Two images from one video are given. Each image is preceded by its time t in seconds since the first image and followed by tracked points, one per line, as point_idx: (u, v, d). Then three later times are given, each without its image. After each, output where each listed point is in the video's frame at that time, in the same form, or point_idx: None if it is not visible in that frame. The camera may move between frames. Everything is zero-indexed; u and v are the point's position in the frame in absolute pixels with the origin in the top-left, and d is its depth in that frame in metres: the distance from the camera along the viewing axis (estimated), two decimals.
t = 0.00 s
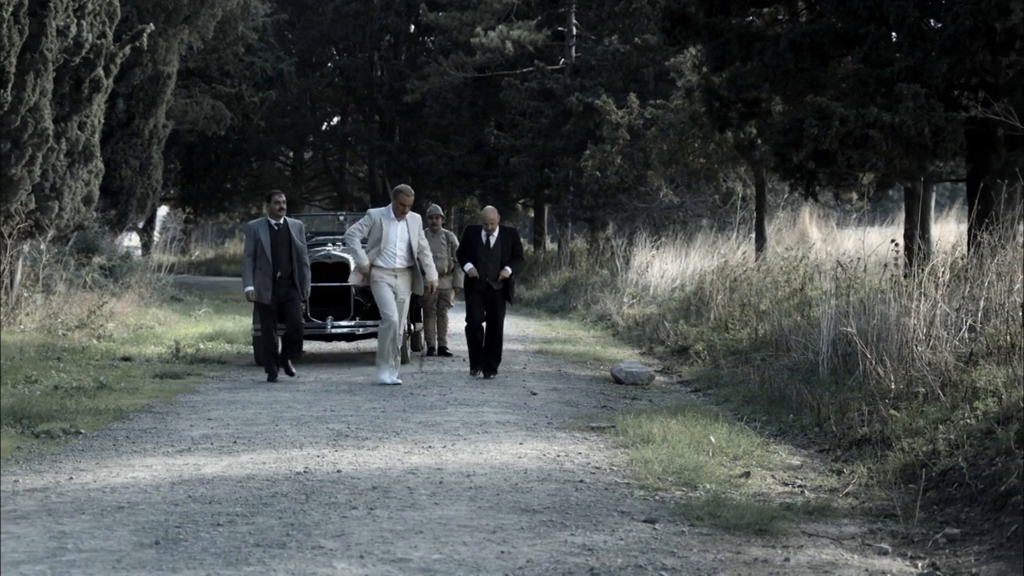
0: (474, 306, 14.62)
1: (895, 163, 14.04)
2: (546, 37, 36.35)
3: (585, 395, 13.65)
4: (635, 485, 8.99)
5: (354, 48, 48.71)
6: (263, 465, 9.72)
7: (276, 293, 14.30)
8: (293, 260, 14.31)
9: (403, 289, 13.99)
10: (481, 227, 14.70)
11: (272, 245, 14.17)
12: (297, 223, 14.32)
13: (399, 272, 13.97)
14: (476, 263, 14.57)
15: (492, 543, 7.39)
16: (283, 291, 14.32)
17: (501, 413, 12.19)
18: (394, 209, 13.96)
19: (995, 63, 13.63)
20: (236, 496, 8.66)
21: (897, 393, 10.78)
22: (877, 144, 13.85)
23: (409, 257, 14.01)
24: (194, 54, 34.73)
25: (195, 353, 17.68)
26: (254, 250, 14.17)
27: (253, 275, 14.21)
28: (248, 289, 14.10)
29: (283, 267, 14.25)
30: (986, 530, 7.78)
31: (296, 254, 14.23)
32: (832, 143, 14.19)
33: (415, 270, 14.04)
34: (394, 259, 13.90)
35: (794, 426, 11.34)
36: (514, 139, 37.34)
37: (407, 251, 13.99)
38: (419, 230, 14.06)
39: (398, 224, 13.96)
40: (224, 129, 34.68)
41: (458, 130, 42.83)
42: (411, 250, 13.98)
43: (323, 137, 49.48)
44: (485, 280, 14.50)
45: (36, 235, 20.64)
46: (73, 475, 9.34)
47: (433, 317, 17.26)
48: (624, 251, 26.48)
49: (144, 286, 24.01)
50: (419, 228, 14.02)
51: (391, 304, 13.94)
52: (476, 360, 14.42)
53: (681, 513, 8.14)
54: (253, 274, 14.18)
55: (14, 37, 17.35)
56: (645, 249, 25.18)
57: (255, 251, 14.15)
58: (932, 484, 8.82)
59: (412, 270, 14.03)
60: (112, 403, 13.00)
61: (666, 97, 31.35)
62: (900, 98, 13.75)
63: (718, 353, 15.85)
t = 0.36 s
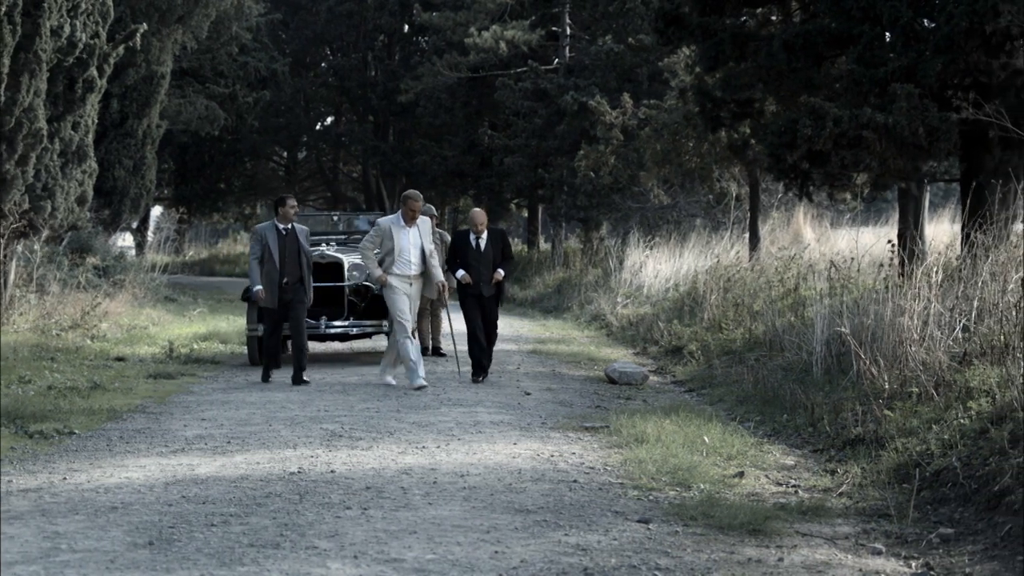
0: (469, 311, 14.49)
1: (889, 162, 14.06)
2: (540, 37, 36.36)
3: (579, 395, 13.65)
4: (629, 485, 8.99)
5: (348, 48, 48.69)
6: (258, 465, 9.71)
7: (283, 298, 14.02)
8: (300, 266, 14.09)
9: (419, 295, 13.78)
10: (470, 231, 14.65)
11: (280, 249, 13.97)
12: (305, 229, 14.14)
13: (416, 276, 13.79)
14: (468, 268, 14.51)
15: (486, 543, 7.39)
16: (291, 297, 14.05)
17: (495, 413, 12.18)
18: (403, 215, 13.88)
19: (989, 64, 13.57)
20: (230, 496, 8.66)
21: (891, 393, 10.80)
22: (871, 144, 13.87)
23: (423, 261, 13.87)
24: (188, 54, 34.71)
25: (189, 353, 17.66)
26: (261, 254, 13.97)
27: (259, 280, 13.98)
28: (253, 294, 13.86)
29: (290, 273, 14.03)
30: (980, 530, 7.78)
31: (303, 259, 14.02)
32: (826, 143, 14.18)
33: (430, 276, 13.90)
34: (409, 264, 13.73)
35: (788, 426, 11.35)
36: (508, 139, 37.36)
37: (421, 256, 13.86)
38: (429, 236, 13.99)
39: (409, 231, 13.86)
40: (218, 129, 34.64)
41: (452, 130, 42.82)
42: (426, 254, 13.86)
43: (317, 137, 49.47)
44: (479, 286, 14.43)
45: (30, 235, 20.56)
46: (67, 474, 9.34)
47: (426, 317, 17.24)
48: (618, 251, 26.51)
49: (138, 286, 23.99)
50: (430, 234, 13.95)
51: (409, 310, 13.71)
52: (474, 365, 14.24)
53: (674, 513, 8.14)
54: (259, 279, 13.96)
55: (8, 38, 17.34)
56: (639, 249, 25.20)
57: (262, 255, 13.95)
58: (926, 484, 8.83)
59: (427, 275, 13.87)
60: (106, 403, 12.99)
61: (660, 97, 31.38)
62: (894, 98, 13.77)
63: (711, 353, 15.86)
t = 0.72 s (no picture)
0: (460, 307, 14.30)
1: (883, 163, 14.07)
2: (534, 37, 36.35)
3: (572, 395, 13.65)
4: (622, 485, 8.99)
5: (341, 48, 48.67)
6: (251, 465, 9.70)
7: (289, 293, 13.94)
8: (307, 261, 14.01)
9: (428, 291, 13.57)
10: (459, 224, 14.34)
11: (286, 244, 13.89)
12: (312, 223, 14.06)
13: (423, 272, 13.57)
14: (458, 263, 14.21)
15: (480, 543, 7.38)
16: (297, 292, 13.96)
17: (489, 413, 12.18)
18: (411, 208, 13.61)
19: (981, 64, 13.60)
20: (224, 496, 8.64)
21: (884, 393, 10.81)
22: (865, 144, 13.88)
23: (431, 256, 13.60)
24: (181, 54, 34.66)
25: (182, 353, 17.64)
26: (266, 250, 13.91)
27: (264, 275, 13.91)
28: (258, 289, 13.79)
29: (296, 268, 13.95)
30: (973, 530, 7.79)
31: (309, 254, 13.94)
32: (819, 144, 14.19)
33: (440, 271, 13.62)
34: (418, 259, 13.55)
35: (781, 426, 11.35)
36: (501, 139, 37.36)
37: (430, 249, 13.61)
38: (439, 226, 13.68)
39: (418, 224, 13.58)
40: (211, 129, 34.60)
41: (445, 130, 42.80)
42: (433, 249, 13.57)
43: (310, 137, 49.44)
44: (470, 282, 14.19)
45: (22, 235, 20.60)
46: (60, 475, 9.32)
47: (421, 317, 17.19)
48: (611, 251, 26.52)
49: (131, 286, 23.95)
50: (439, 225, 13.64)
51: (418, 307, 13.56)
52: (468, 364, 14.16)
53: (668, 513, 8.14)
54: (264, 275, 13.89)
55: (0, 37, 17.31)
56: (632, 249, 25.20)
57: (267, 251, 13.89)
58: (919, 484, 8.83)
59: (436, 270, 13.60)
60: (99, 403, 12.97)
61: (653, 97, 31.40)
62: (887, 98, 13.79)
63: (705, 353, 15.87)
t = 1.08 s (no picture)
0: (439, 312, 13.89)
1: (873, 162, 14.07)
2: (524, 37, 36.34)
3: (563, 395, 13.63)
4: (612, 485, 8.97)
5: (331, 48, 48.61)
6: (241, 465, 9.67)
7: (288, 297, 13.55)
8: (304, 263, 13.61)
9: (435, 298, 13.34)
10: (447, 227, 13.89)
11: (284, 247, 13.47)
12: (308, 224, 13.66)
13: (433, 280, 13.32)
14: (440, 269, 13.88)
15: (470, 543, 7.36)
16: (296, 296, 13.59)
17: (479, 413, 12.15)
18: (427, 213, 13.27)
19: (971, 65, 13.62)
20: (214, 496, 8.61)
21: (874, 392, 10.80)
22: (855, 144, 13.87)
23: (442, 264, 13.34)
24: (171, 54, 34.58)
25: (172, 353, 17.60)
26: (263, 253, 13.47)
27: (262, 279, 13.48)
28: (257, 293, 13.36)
29: (294, 271, 13.54)
30: (963, 530, 7.79)
31: (308, 256, 13.54)
32: (809, 143, 14.18)
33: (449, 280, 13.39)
34: (427, 266, 13.25)
35: (771, 426, 11.34)
36: (492, 139, 37.34)
37: (441, 257, 13.33)
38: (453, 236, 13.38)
39: (432, 230, 13.29)
40: (201, 129, 34.53)
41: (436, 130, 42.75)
42: (445, 258, 13.31)
43: (301, 137, 49.38)
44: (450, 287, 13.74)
45: (12, 234, 20.62)
46: (50, 475, 9.29)
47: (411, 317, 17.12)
48: (602, 250, 26.51)
49: (121, 286, 23.89)
50: (452, 234, 13.33)
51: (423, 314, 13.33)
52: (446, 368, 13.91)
53: (658, 513, 8.12)
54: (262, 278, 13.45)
55: None
56: (622, 249, 25.18)
57: (265, 253, 13.44)
58: (909, 484, 8.83)
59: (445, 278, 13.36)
60: (89, 403, 12.93)
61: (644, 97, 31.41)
62: (877, 97, 13.79)
63: (695, 353, 15.86)
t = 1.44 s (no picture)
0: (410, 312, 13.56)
1: (860, 162, 14.08)
2: (511, 37, 36.33)
3: (549, 395, 13.61)
4: (599, 485, 8.96)
5: (318, 48, 48.53)
6: (227, 465, 9.65)
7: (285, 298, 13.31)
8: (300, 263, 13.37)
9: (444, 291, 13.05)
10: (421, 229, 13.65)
11: (281, 247, 13.24)
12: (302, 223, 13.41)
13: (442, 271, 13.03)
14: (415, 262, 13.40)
15: (456, 543, 7.34)
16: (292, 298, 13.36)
17: (465, 413, 12.13)
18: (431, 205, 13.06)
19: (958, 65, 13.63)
20: (200, 496, 8.58)
21: (861, 392, 10.81)
22: (842, 144, 13.88)
23: (450, 256, 13.09)
24: (157, 53, 34.47)
25: (159, 353, 17.55)
26: (259, 254, 13.19)
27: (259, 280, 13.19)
28: (256, 295, 13.10)
29: (290, 271, 13.30)
30: (949, 529, 7.80)
31: (305, 256, 13.34)
32: (796, 143, 14.18)
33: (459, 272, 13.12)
34: (434, 257, 12.99)
35: (758, 426, 11.34)
36: (478, 139, 37.31)
37: (448, 249, 13.09)
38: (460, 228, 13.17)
39: (437, 221, 13.08)
40: (188, 129, 34.43)
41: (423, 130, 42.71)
42: (453, 248, 13.07)
43: (287, 136, 49.29)
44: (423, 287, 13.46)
45: None
46: (36, 475, 9.25)
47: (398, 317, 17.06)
48: (589, 250, 26.51)
49: (107, 286, 23.81)
50: (459, 225, 13.14)
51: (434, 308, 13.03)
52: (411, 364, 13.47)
53: (644, 513, 8.11)
54: (259, 280, 13.18)
55: None
56: (609, 249, 25.18)
57: (262, 254, 13.17)
58: (895, 483, 8.84)
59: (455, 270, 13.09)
60: (75, 403, 12.88)
61: (630, 97, 31.45)
62: (864, 98, 13.81)
63: (682, 353, 15.85)
